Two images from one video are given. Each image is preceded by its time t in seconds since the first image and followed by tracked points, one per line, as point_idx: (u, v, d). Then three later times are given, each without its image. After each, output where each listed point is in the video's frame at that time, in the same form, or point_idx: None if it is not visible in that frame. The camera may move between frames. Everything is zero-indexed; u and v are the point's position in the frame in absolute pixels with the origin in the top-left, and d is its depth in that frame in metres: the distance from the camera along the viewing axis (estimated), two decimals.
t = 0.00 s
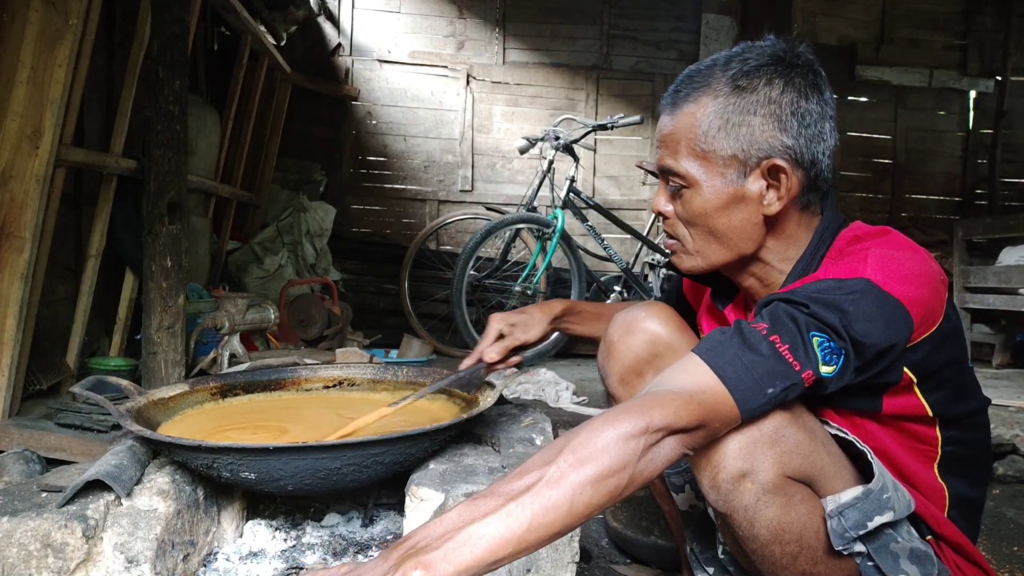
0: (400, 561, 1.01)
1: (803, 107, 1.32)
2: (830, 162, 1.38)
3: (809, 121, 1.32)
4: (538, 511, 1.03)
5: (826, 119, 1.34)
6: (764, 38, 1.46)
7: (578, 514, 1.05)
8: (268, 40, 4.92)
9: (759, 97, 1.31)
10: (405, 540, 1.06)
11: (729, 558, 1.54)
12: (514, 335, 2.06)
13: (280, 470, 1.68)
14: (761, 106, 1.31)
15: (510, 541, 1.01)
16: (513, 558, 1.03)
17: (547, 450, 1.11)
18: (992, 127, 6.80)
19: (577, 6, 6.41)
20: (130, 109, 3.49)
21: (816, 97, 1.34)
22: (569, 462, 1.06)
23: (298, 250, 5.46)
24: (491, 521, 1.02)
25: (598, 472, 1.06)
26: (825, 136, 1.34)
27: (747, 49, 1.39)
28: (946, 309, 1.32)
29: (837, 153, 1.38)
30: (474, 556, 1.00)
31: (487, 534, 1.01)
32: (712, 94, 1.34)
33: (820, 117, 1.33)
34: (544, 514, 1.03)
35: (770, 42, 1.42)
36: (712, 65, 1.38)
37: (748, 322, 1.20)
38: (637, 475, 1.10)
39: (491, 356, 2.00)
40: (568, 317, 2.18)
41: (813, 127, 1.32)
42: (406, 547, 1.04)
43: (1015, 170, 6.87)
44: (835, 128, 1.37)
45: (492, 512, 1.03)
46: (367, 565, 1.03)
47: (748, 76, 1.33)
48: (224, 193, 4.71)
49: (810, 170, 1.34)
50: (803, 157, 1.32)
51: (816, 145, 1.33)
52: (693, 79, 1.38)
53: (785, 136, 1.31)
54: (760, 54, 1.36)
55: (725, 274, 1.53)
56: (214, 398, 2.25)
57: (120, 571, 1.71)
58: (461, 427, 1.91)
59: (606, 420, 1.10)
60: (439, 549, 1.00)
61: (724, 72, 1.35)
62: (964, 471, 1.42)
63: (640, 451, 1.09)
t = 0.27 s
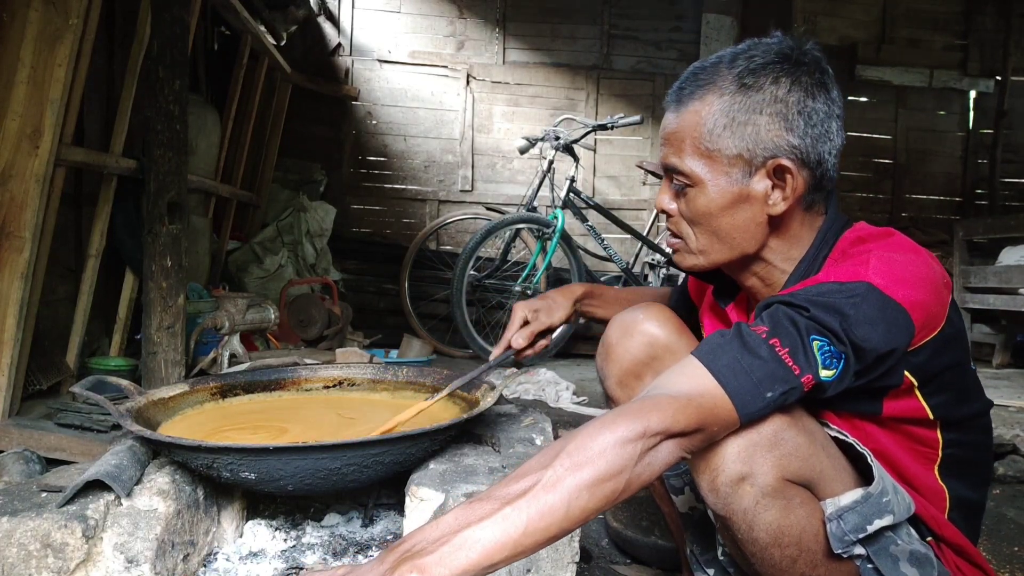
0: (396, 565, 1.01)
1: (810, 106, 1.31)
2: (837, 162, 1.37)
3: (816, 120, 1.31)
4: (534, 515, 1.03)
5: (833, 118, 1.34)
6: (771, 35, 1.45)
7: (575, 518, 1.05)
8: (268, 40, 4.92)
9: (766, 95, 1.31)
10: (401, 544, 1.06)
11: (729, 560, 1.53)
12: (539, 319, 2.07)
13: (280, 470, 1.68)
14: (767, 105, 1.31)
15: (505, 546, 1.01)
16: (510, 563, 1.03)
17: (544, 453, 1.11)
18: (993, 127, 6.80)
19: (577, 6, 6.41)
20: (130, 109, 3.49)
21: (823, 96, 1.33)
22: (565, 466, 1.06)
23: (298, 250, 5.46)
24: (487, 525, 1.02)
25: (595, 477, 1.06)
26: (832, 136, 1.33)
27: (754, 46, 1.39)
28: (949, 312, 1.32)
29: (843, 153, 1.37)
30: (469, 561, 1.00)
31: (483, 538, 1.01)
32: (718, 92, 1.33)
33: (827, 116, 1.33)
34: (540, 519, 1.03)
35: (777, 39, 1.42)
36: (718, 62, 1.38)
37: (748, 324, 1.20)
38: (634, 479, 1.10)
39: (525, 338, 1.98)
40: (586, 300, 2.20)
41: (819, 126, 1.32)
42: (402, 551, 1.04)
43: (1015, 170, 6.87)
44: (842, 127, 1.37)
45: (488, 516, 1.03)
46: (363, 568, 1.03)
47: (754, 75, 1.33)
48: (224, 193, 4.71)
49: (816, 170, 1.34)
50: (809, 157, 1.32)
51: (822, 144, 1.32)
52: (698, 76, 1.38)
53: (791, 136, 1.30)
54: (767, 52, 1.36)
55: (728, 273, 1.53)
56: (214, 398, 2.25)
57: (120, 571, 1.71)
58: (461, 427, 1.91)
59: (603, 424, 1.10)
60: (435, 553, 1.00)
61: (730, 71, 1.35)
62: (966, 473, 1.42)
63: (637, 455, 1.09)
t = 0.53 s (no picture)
0: (400, 557, 1.01)
1: (817, 110, 1.31)
2: (843, 165, 1.37)
3: (823, 124, 1.31)
4: (539, 509, 1.03)
5: (840, 122, 1.34)
6: (779, 36, 1.45)
7: (580, 513, 1.05)
8: (268, 40, 4.92)
9: (773, 98, 1.31)
10: (406, 536, 1.06)
11: (730, 559, 1.53)
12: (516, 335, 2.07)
13: (280, 470, 1.68)
14: (775, 108, 1.30)
15: (510, 539, 1.01)
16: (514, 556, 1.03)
17: (549, 448, 1.11)
18: (993, 127, 6.80)
19: (577, 6, 6.40)
20: (130, 109, 3.49)
21: (831, 99, 1.33)
22: (571, 461, 1.06)
23: (298, 250, 5.46)
24: (492, 519, 1.02)
25: (600, 472, 1.06)
26: (839, 139, 1.33)
27: (762, 47, 1.39)
28: (955, 313, 1.31)
29: (850, 156, 1.37)
30: (474, 554, 1.00)
31: (488, 531, 1.01)
32: (725, 93, 1.33)
33: (834, 120, 1.33)
34: (546, 513, 1.03)
35: (785, 40, 1.41)
36: (725, 61, 1.37)
37: (755, 323, 1.20)
38: (639, 475, 1.10)
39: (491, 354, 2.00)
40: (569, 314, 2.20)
41: (827, 130, 1.32)
42: (407, 543, 1.04)
43: (1015, 170, 6.87)
44: (849, 131, 1.37)
45: (493, 509, 1.03)
46: (368, 560, 1.03)
47: (762, 76, 1.32)
48: (224, 193, 4.71)
49: (822, 173, 1.34)
50: (816, 161, 1.32)
51: (829, 148, 1.32)
52: (706, 76, 1.37)
53: (798, 139, 1.30)
54: (775, 54, 1.36)
55: (733, 274, 1.53)
56: (215, 398, 2.25)
57: (120, 571, 1.71)
58: (462, 427, 1.91)
59: (609, 420, 1.10)
60: (440, 545, 1.00)
61: (738, 71, 1.34)
62: (968, 474, 1.41)
63: (643, 451, 1.09)
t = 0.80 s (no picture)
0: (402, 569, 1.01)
1: (818, 111, 1.31)
2: (843, 166, 1.37)
3: (824, 125, 1.32)
4: (542, 520, 1.02)
5: (841, 123, 1.34)
6: (782, 35, 1.45)
7: (582, 522, 1.04)
8: (268, 40, 4.92)
9: (774, 98, 1.31)
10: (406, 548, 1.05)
11: (730, 561, 1.52)
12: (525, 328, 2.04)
13: (280, 470, 1.68)
14: (775, 109, 1.30)
15: (512, 550, 1.00)
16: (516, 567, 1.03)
17: (550, 457, 1.11)
18: (993, 127, 6.80)
19: (577, 6, 6.40)
20: (130, 109, 3.49)
21: (832, 101, 1.33)
22: (572, 470, 1.06)
23: (298, 250, 5.46)
24: (494, 530, 1.01)
25: (602, 481, 1.06)
26: (839, 141, 1.34)
27: (765, 46, 1.39)
28: (954, 315, 1.32)
29: (850, 157, 1.37)
30: (477, 566, 0.99)
31: (490, 543, 1.00)
32: (726, 92, 1.33)
33: (834, 121, 1.33)
34: (547, 523, 1.02)
35: (788, 39, 1.41)
36: (727, 60, 1.37)
37: (755, 326, 1.20)
38: (641, 483, 1.10)
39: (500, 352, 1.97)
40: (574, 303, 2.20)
41: (827, 131, 1.32)
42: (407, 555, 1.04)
43: (1015, 170, 6.88)
44: (850, 132, 1.37)
45: (495, 520, 1.03)
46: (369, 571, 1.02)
47: (763, 76, 1.32)
48: (224, 193, 4.71)
49: (822, 174, 1.34)
50: (815, 162, 1.32)
51: (829, 149, 1.32)
52: (707, 75, 1.37)
53: (798, 140, 1.30)
54: (777, 54, 1.35)
55: (732, 274, 1.53)
56: (214, 398, 2.25)
57: (119, 571, 1.71)
58: (462, 427, 1.91)
59: (610, 427, 1.10)
60: (441, 558, 0.99)
61: (739, 71, 1.34)
62: (967, 474, 1.42)
63: (645, 458, 1.09)
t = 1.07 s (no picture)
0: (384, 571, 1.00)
1: (819, 118, 1.30)
2: (844, 172, 1.37)
3: (824, 133, 1.30)
4: (525, 523, 1.02)
5: (843, 131, 1.33)
6: (789, 34, 1.42)
7: (565, 527, 1.05)
8: (268, 40, 4.92)
9: (775, 104, 1.30)
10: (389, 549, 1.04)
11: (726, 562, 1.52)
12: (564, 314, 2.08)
13: (279, 470, 1.68)
14: (775, 115, 1.29)
15: (496, 553, 1.00)
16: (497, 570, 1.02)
17: (535, 460, 1.11)
18: (992, 127, 6.81)
19: (577, 6, 6.40)
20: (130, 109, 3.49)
21: (835, 108, 1.32)
22: (557, 474, 1.06)
23: (298, 250, 5.47)
24: (478, 533, 1.01)
25: (586, 486, 1.06)
26: (840, 149, 1.32)
27: (770, 46, 1.37)
28: (950, 320, 1.31)
29: (850, 164, 1.36)
30: (459, 569, 0.99)
31: (473, 546, 1.00)
32: (727, 95, 1.32)
33: (836, 129, 1.32)
34: (531, 526, 1.02)
35: (796, 41, 1.39)
36: (731, 60, 1.36)
37: (746, 331, 1.20)
38: (624, 488, 1.10)
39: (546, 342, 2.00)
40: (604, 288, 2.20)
41: (827, 139, 1.31)
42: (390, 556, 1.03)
43: (1015, 170, 6.88)
44: (852, 139, 1.36)
45: (479, 523, 1.02)
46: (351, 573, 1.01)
47: (766, 80, 1.31)
48: (224, 193, 4.71)
49: (820, 181, 1.34)
50: (813, 170, 1.31)
51: (828, 157, 1.32)
52: (709, 74, 1.36)
53: (797, 148, 1.29)
54: (781, 57, 1.34)
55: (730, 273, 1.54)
56: (214, 398, 2.25)
57: (120, 571, 1.71)
58: (461, 427, 1.91)
59: (596, 431, 1.10)
60: (424, 560, 0.99)
61: (742, 73, 1.33)
62: (965, 476, 1.42)
63: (629, 463, 1.10)
